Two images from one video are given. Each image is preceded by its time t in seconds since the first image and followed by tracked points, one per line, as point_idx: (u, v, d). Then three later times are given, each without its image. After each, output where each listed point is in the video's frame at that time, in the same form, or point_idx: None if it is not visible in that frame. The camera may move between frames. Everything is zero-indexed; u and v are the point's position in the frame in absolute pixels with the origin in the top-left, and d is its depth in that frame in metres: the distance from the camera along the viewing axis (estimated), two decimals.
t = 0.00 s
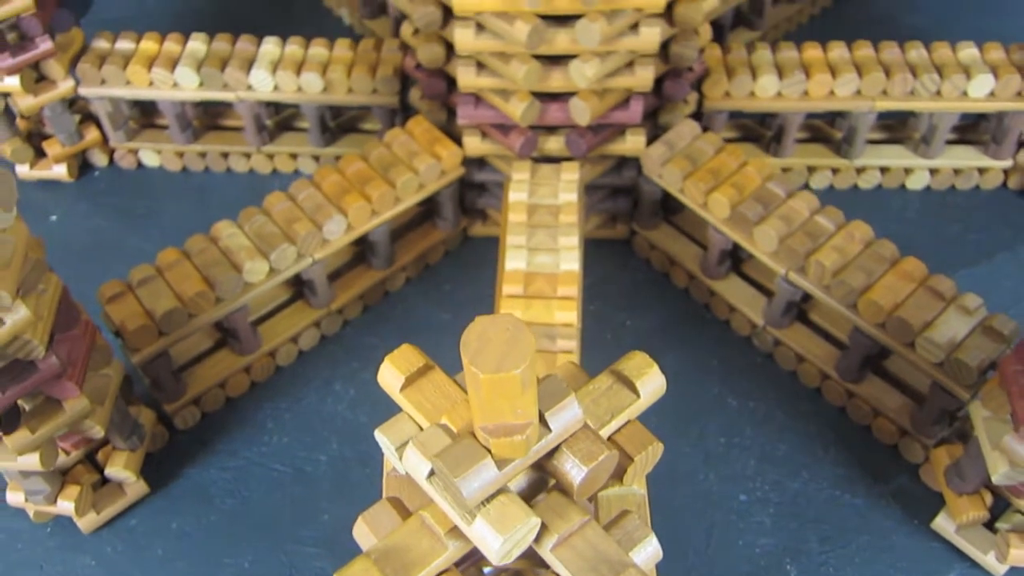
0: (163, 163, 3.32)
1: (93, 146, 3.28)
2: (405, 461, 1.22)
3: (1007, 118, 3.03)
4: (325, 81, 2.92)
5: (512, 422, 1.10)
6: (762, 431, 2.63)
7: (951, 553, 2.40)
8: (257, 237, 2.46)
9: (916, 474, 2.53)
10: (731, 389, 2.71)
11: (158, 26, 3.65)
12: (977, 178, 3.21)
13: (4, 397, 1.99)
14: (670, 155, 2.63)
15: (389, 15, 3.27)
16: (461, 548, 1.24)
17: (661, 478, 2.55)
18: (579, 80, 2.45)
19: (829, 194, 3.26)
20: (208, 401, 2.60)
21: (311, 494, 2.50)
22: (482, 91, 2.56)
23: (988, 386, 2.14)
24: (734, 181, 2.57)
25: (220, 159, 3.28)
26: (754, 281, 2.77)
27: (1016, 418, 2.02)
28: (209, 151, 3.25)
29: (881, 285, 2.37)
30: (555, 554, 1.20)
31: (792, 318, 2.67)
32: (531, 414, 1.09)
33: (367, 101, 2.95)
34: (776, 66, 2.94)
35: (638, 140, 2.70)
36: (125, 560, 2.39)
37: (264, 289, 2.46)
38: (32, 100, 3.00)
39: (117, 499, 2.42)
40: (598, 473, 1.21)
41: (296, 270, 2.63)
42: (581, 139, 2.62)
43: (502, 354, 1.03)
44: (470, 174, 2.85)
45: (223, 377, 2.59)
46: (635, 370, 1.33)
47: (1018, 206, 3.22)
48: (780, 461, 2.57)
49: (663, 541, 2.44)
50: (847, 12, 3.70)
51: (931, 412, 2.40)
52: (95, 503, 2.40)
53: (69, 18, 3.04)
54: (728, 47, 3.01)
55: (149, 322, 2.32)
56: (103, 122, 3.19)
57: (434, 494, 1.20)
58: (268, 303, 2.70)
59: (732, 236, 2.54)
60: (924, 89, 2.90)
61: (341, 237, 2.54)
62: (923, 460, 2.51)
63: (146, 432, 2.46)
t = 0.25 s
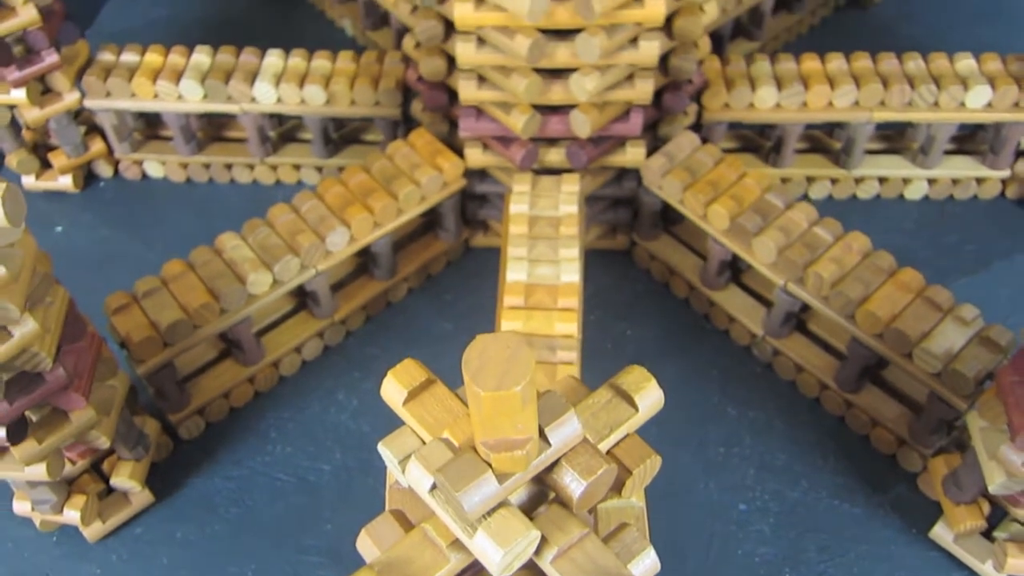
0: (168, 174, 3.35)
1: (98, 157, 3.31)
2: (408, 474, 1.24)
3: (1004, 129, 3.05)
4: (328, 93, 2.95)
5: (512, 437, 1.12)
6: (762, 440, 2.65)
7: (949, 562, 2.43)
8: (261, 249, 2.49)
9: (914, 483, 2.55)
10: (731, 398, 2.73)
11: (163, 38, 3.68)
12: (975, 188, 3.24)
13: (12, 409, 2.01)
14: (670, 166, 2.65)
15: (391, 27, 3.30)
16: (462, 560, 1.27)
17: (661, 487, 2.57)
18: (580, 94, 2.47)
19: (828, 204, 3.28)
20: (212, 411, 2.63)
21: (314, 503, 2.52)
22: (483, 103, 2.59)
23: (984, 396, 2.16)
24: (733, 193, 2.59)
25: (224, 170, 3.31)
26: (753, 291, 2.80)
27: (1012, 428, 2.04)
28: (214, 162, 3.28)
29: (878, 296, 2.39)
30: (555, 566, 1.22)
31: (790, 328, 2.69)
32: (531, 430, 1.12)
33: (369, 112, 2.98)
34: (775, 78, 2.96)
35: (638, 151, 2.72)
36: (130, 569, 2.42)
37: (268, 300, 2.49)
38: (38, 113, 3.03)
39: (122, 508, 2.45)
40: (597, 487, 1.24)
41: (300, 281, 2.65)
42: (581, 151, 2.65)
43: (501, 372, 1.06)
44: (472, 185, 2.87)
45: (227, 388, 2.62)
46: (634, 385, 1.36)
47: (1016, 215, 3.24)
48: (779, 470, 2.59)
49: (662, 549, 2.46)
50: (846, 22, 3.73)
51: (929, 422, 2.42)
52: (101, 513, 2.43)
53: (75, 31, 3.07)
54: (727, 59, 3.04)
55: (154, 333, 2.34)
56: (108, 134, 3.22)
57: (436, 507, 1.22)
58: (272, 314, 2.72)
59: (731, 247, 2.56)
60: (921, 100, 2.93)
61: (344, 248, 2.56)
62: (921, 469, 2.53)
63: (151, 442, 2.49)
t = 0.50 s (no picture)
0: (171, 185, 3.37)
1: (102, 168, 3.34)
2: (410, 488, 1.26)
3: (1002, 140, 3.07)
4: (330, 106, 2.98)
5: (513, 451, 1.14)
6: (761, 449, 2.66)
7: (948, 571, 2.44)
8: (265, 261, 2.51)
9: (913, 492, 2.57)
10: (731, 408, 2.75)
11: (168, 50, 3.71)
12: (973, 198, 3.26)
13: (17, 420, 2.03)
14: (670, 178, 2.67)
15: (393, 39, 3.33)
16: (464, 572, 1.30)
17: (662, 496, 2.59)
18: (580, 107, 2.50)
19: (828, 214, 3.30)
20: (215, 422, 2.64)
21: (317, 512, 2.54)
22: (484, 116, 2.61)
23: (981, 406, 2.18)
24: (733, 204, 2.61)
25: (228, 181, 3.33)
26: (753, 301, 2.81)
27: (1009, 438, 2.06)
28: (217, 173, 3.31)
29: (877, 306, 2.41)
30: None
31: (790, 338, 2.71)
32: (531, 445, 1.14)
33: (371, 124, 3.00)
34: (774, 90, 2.99)
35: (638, 163, 2.74)
36: None
37: (271, 312, 2.51)
38: (43, 125, 3.06)
39: (126, 518, 2.46)
40: (596, 500, 1.26)
41: (302, 292, 2.68)
42: (582, 164, 2.67)
43: (502, 390, 1.09)
44: (474, 197, 2.89)
45: (230, 398, 2.64)
46: (633, 399, 1.38)
47: (1014, 225, 3.26)
48: (779, 480, 2.61)
49: (662, 559, 2.48)
50: (845, 33, 3.76)
51: (927, 432, 2.44)
52: (105, 523, 2.45)
53: (80, 44, 3.10)
54: (727, 71, 3.07)
55: (158, 345, 2.37)
56: (112, 146, 3.25)
57: (437, 520, 1.24)
58: (275, 325, 2.74)
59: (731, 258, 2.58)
60: (919, 112, 2.95)
61: (347, 260, 2.58)
62: (920, 479, 2.54)
63: (155, 453, 2.51)
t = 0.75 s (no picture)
0: (176, 196, 3.40)
1: (107, 180, 3.36)
2: (410, 503, 1.27)
3: (1001, 151, 3.09)
4: (333, 118, 3.00)
5: (511, 467, 1.16)
6: (762, 460, 2.67)
7: None
8: (268, 273, 2.53)
9: (913, 503, 2.57)
10: (732, 419, 2.76)
11: (172, 63, 3.75)
12: (972, 209, 3.27)
13: (22, 433, 2.05)
14: (670, 190, 2.69)
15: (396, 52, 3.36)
16: None
17: (664, 507, 2.60)
18: (581, 120, 2.52)
19: (828, 225, 3.32)
20: (218, 433, 2.66)
21: (319, 523, 2.55)
22: (486, 129, 2.63)
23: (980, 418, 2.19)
24: (732, 216, 2.63)
25: (231, 193, 3.36)
26: (754, 312, 2.83)
27: (1008, 449, 2.07)
28: (221, 185, 3.33)
29: (876, 318, 2.42)
30: None
31: (790, 349, 2.72)
32: (529, 460, 1.16)
33: (374, 137, 3.03)
34: (774, 102, 3.01)
35: (638, 175, 2.76)
36: None
37: (274, 323, 2.53)
38: (49, 137, 3.08)
39: (130, 529, 2.48)
40: (596, 514, 1.27)
41: (305, 304, 2.69)
42: (582, 176, 2.69)
43: (500, 408, 1.11)
44: (475, 209, 2.91)
45: (233, 410, 2.65)
46: (631, 414, 1.39)
47: (1014, 236, 3.27)
48: (780, 490, 2.61)
49: (663, 570, 2.48)
50: (845, 44, 3.78)
51: (927, 443, 2.45)
52: (108, 534, 2.46)
53: (85, 57, 3.12)
54: (727, 83, 3.09)
55: (162, 356, 2.38)
56: (117, 158, 3.27)
57: (437, 534, 1.25)
58: (278, 336, 2.76)
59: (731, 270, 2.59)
60: (918, 123, 2.96)
61: (349, 272, 2.60)
62: (920, 489, 2.55)
63: (159, 464, 2.52)
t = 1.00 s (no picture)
0: (180, 209, 3.42)
1: (112, 193, 3.39)
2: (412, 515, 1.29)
3: (998, 163, 3.11)
4: (336, 131, 3.03)
5: (511, 480, 1.18)
6: (762, 471, 2.69)
7: None
8: (271, 286, 2.55)
9: (912, 513, 2.59)
10: (732, 430, 2.78)
11: (177, 75, 3.78)
12: (970, 220, 3.29)
13: (27, 444, 2.07)
14: (670, 203, 2.71)
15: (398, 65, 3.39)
16: None
17: (664, 517, 2.61)
18: (581, 134, 2.54)
19: (827, 236, 3.34)
20: (222, 444, 2.68)
21: (322, 534, 2.57)
22: (487, 143, 2.66)
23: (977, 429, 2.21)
24: (731, 228, 2.65)
25: (235, 206, 3.38)
26: (754, 324, 2.85)
27: (1004, 461, 2.08)
28: (225, 197, 3.36)
29: (874, 330, 2.44)
30: None
31: (790, 360, 2.74)
32: (528, 473, 1.18)
33: (376, 149, 3.05)
34: (773, 115, 3.03)
35: (638, 188, 2.78)
36: None
37: (277, 335, 2.55)
38: (54, 150, 3.11)
39: (134, 540, 2.50)
40: (595, 526, 1.29)
41: (308, 315, 2.72)
42: (583, 189, 2.72)
43: (499, 423, 1.13)
44: (476, 221, 2.94)
45: (236, 421, 2.67)
46: (630, 427, 1.42)
47: (1012, 247, 3.29)
48: (779, 501, 2.63)
49: None
50: (844, 57, 3.81)
51: (926, 454, 2.46)
52: (112, 545, 2.48)
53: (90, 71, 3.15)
54: (726, 96, 3.11)
55: (166, 368, 2.41)
56: (122, 170, 3.30)
57: (438, 546, 1.27)
58: (281, 348, 2.78)
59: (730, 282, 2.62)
60: (916, 136, 2.99)
61: (352, 284, 2.63)
62: (920, 500, 2.56)
63: (163, 475, 2.54)
